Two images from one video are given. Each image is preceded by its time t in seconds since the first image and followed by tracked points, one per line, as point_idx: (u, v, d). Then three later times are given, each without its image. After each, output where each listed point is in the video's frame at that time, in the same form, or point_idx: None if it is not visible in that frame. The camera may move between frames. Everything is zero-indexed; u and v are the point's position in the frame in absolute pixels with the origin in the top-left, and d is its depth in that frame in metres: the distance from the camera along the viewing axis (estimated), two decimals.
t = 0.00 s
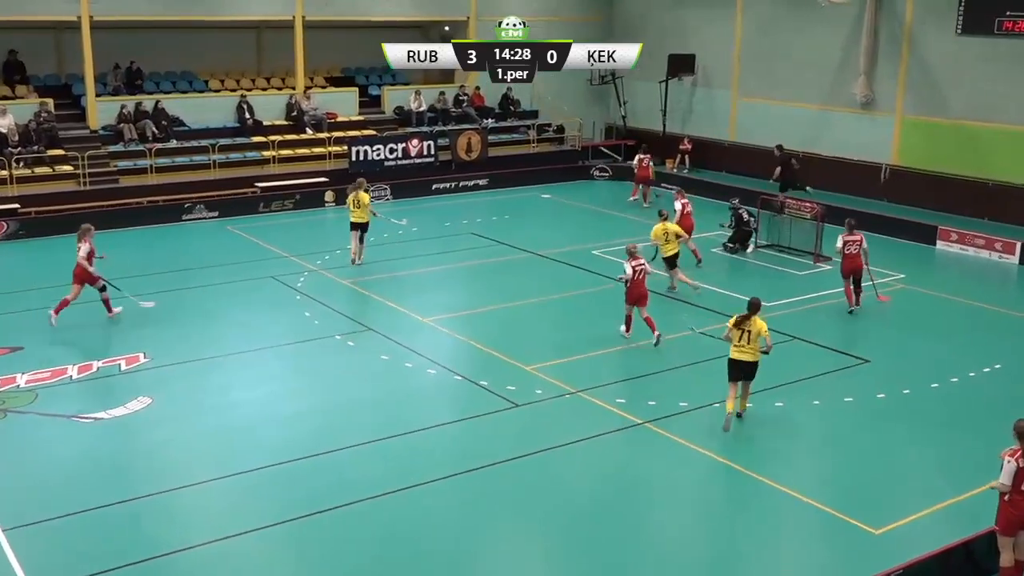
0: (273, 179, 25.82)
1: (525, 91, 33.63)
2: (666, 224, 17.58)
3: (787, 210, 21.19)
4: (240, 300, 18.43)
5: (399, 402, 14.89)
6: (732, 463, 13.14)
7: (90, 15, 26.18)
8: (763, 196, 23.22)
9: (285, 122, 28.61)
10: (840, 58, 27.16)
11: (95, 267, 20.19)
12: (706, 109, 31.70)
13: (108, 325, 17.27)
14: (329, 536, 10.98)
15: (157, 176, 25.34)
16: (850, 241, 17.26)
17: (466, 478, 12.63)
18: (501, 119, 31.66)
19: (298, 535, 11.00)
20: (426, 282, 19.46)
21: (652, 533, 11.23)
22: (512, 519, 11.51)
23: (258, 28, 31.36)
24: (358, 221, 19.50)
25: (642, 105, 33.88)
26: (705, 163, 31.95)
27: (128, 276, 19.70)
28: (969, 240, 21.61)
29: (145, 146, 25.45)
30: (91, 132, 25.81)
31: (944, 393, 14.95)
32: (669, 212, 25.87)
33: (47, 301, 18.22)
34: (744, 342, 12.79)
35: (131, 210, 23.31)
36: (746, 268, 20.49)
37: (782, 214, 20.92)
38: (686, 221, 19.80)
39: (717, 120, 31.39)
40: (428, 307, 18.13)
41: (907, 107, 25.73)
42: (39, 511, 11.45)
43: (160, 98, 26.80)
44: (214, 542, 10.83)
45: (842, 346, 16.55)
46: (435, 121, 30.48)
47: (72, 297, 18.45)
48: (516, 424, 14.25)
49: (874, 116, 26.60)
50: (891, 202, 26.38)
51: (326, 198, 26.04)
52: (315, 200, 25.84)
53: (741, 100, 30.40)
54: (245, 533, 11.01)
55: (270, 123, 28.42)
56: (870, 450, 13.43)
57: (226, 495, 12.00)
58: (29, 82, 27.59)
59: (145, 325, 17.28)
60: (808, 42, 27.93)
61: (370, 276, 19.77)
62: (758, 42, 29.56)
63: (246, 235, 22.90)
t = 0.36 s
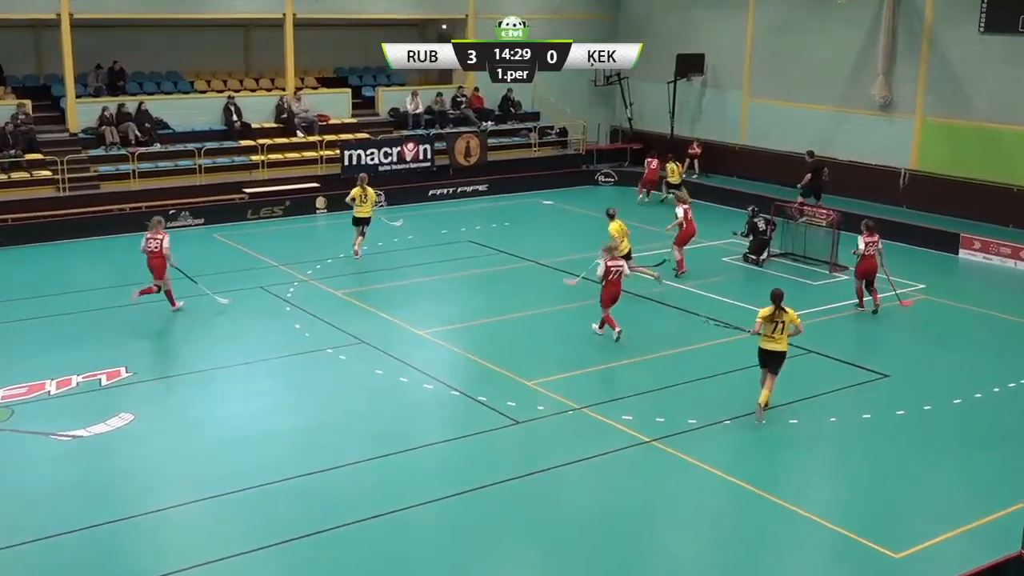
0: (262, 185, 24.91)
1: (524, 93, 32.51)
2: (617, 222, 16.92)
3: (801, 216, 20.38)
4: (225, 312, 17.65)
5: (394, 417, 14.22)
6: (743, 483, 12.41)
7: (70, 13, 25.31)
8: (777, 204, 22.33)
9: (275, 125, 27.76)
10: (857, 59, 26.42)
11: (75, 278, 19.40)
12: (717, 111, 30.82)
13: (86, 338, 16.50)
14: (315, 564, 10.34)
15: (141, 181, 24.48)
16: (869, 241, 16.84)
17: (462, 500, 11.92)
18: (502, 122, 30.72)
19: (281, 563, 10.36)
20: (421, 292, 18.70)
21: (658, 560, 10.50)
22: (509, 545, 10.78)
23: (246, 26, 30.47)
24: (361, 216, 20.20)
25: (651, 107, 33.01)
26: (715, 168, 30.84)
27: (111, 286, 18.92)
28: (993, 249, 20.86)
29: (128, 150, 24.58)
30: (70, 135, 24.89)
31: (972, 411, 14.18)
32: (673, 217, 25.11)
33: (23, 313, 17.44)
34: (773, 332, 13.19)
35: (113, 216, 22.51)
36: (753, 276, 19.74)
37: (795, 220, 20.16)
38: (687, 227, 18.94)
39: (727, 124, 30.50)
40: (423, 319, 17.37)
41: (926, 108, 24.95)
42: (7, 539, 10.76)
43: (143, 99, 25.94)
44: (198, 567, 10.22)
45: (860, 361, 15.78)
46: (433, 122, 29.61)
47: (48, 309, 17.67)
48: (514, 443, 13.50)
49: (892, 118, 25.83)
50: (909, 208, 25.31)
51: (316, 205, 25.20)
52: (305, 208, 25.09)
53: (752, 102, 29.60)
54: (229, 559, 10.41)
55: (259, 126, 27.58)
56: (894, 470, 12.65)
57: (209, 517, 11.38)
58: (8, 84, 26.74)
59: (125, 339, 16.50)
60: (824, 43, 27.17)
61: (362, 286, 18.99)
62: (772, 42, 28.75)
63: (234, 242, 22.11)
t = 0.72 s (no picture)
0: (249, 190, 23.96)
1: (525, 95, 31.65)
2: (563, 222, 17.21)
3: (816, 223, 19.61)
4: (213, 322, 16.93)
5: (391, 433, 13.50)
6: (757, 503, 11.71)
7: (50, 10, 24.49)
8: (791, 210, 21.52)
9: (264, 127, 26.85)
10: (876, 57, 25.56)
11: (55, 287, 18.63)
12: (727, 112, 29.88)
13: (63, 351, 15.75)
14: None
15: (123, 185, 23.60)
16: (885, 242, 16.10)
17: (461, 521, 11.22)
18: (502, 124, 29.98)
19: None
20: (417, 303, 17.97)
21: None
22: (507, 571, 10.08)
23: (234, 23, 29.72)
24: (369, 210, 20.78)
25: (659, 107, 32.11)
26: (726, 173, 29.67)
27: (93, 296, 18.18)
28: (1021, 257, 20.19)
29: (109, 153, 23.68)
30: (50, 138, 24.02)
31: (998, 428, 13.48)
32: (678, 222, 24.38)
33: None
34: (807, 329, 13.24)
35: (96, 223, 21.70)
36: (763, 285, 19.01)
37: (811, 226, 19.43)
38: (698, 237, 18.23)
39: (739, 124, 29.57)
40: (419, 331, 16.63)
41: (948, 110, 24.19)
42: None
43: (126, 100, 24.98)
44: None
45: (879, 375, 15.08)
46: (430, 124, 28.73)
47: (25, 321, 16.90)
48: (515, 462, 12.77)
49: (913, 120, 25.03)
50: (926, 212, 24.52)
51: (308, 211, 24.22)
52: (296, 213, 24.02)
53: (765, 103, 28.73)
54: None
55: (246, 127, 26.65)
56: (919, 490, 11.97)
57: (193, 539, 10.66)
58: None
59: (105, 352, 15.73)
60: (842, 42, 26.33)
61: (355, 296, 18.25)
62: (785, 40, 27.89)
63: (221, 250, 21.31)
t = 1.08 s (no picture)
0: (237, 197, 23.18)
1: (525, 94, 30.80)
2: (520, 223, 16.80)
3: (829, 229, 18.85)
4: (198, 334, 16.25)
5: (385, 450, 12.84)
6: (768, 524, 11.05)
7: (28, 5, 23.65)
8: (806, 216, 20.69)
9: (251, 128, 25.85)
10: (894, 54, 24.64)
11: (35, 297, 17.92)
12: (737, 113, 28.85)
13: (38, 365, 15.02)
14: None
15: (104, 190, 22.67)
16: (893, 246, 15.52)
17: (457, 544, 10.56)
18: (501, 126, 29.14)
19: None
20: (412, 313, 17.28)
21: None
22: None
23: (220, 21, 28.86)
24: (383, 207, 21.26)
25: (665, 108, 31.08)
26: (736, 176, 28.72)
27: (73, 306, 17.46)
28: None
29: (89, 156, 22.75)
30: (26, 139, 22.98)
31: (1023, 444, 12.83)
32: (682, 227, 23.69)
33: None
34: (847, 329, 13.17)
35: (76, 229, 20.83)
36: (771, 293, 18.33)
37: (825, 232, 18.69)
38: (716, 245, 17.62)
39: (751, 125, 28.47)
40: (413, 343, 15.95)
41: (970, 111, 23.38)
42: None
43: (106, 100, 24.04)
44: None
45: (897, 390, 14.39)
46: (425, 126, 27.99)
47: None
48: (513, 480, 12.09)
49: (931, 121, 24.16)
50: (935, 216, 23.96)
51: (298, 217, 23.30)
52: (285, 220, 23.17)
53: (775, 103, 27.67)
54: None
55: (232, 129, 25.63)
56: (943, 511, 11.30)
57: (177, 562, 10.04)
58: None
59: (82, 366, 15.02)
60: (858, 40, 25.41)
61: (347, 307, 17.52)
62: (797, 38, 26.92)
63: (207, 257, 20.57)
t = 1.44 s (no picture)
0: (212, 198, 22.43)
1: (517, 92, 30.05)
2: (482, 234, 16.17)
3: (835, 232, 18.18)
4: (173, 344, 15.57)
5: (367, 465, 12.17)
6: (772, 543, 10.40)
7: None
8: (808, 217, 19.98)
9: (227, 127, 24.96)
10: (901, 49, 23.94)
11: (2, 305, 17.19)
12: (738, 110, 28.09)
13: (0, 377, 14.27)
14: None
15: (73, 192, 21.88)
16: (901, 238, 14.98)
17: (439, 567, 9.95)
18: (490, 124, 28.44)
19: None
20: (397, 321, 16.60)
21: None
22: None
23: (194, 14, 27.81)
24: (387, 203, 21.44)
25: (663, 106, 30.24)
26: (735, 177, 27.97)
27: (41, 315, 16.72)
28: None
29: (57, 156, 21.93)
30: None
31: None
32: (677, 231, 23.04)
33: None
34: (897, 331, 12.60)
35: (45, 234, 20.12)
36: (770, 299, 17.69)
37: (830, 235, 18.02)
38: (737, 250, 16.94)
39: (753, 123, 27.73)
40: (397, 353, 15.26)
41: (979, 109, 22.71)
42: None
43: (74, 99, 23.24)
44: None
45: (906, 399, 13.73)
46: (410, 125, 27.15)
47: None
48: (502, 498, 11.42)
49: (940, 119, 23.49)
50: (935, 217, 23.38)
51: (276, 220, 22.59)
52: (262, 223, 22.44)
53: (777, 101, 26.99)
54: None
55: (206, 129, 24.70)
56: (957, 528, 10.69)
57: None
58: None
59: (49, 378, 14.31)
60: (862, 36, 24.70)
61: (329, 315, 16.83)
62: (801, 34, 26.16)
63: (182, 264, 19.83)
